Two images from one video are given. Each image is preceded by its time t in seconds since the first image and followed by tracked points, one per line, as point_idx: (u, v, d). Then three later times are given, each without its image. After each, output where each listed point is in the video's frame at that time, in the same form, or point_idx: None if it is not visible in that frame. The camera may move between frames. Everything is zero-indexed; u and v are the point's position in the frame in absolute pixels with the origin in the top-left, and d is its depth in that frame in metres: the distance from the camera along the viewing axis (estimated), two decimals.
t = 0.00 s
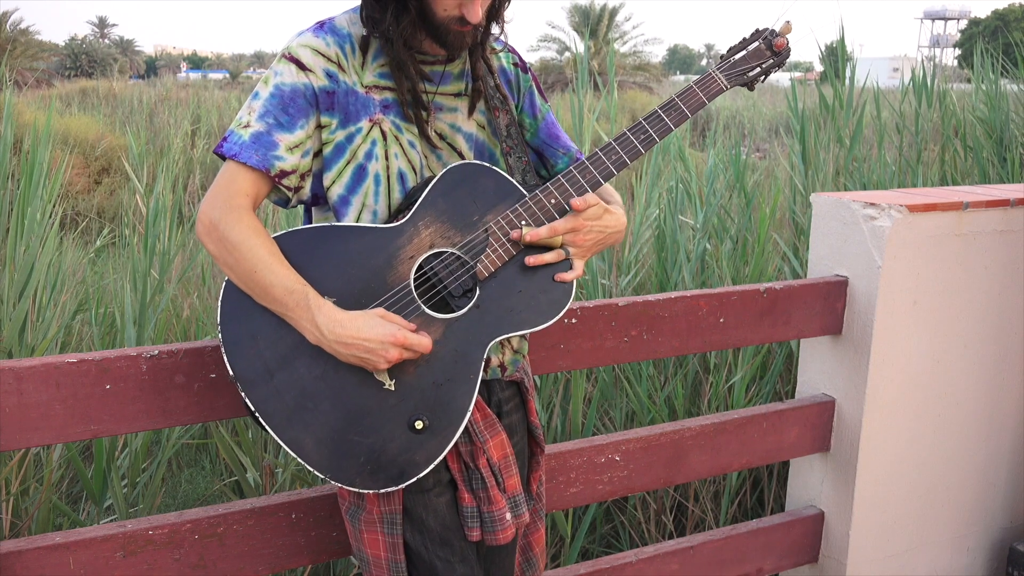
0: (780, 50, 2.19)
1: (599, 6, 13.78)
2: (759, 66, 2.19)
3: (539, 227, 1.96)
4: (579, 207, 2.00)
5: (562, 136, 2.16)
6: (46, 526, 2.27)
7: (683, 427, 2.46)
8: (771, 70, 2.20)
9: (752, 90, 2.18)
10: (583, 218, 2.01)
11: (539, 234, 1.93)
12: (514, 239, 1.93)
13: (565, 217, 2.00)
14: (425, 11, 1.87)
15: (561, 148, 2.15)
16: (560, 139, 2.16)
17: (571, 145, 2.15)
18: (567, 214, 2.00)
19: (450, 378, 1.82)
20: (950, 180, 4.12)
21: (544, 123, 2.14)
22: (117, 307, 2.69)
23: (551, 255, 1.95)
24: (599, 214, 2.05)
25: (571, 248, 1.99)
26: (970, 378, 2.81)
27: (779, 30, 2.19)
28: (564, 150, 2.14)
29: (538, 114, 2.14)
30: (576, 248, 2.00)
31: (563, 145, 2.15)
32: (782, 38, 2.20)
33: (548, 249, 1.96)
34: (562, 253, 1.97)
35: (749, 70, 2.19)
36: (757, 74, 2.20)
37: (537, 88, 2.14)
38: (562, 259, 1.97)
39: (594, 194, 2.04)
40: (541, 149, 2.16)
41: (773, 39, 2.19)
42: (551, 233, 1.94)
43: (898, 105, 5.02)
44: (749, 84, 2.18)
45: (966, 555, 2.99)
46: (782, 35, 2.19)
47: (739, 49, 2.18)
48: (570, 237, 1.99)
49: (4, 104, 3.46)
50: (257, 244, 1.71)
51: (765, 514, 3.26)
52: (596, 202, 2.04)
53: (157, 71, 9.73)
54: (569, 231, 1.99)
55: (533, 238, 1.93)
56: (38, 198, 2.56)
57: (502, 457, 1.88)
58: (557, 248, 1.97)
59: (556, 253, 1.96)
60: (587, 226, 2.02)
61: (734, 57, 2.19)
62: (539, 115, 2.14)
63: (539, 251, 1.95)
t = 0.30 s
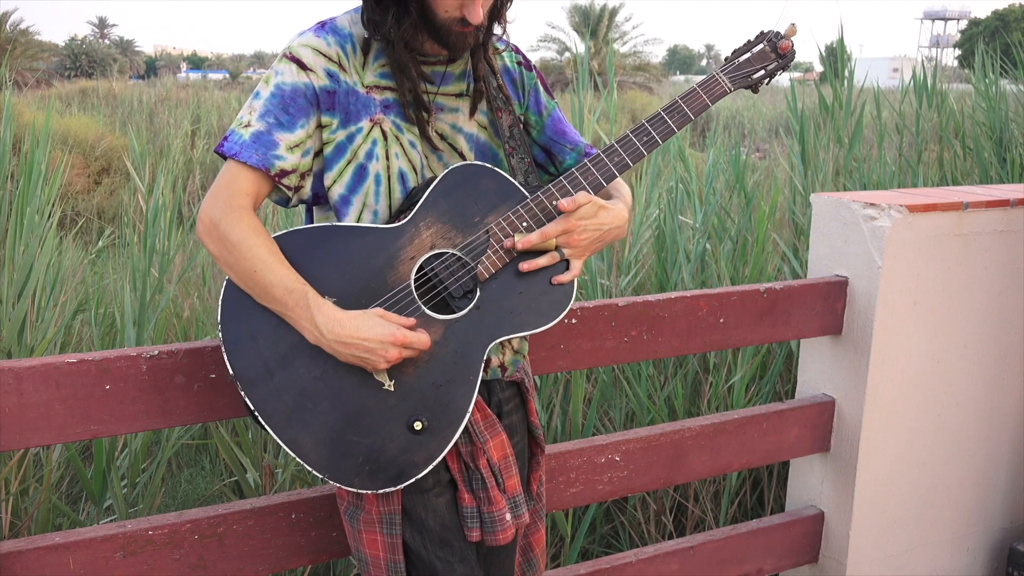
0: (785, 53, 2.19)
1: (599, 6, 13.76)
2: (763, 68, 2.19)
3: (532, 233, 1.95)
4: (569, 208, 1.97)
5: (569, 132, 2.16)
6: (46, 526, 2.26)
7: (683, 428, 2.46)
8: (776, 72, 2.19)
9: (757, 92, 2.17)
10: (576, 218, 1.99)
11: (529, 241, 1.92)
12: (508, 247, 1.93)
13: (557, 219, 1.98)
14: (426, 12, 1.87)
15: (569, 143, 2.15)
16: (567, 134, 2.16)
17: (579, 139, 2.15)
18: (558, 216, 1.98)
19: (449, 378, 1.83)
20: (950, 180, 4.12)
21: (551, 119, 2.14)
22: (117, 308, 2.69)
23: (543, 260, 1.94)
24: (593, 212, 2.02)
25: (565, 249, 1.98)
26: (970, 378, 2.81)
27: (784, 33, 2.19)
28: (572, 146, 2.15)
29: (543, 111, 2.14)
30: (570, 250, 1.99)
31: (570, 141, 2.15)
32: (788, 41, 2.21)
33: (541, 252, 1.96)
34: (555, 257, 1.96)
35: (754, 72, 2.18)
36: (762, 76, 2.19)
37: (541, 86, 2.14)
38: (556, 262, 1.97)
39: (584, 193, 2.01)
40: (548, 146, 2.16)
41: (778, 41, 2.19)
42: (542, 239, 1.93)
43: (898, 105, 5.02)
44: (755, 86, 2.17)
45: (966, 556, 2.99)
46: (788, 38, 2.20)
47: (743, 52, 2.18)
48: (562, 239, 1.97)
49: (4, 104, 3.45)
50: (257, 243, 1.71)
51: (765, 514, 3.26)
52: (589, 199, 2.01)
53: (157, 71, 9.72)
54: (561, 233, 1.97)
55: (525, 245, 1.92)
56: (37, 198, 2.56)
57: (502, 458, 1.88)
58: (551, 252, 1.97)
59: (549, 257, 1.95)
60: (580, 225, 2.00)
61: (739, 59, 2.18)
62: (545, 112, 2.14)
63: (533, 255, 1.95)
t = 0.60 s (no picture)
0: (785, 54, 2.19)
1: (599, 6, 13.74)
2: (764, 70, 2.19)
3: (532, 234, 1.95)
4: (565, 211, 1.97)
5: (571, 131, 2.16)
6: (46, 526, 2.26)
7: (683, 428, 2.46)
8: (777, 74, 2.19)
9: (758, 93, 2.16)
10: (573, 220, 1.99)
11: (527, 244, 1.92)
12: (507, 251, 1.93)
13: (554, 222, 1.98)
14: (427, 13, 1.86)
15: (570, 142, 2.15)
16: (569, 134, 2.16)
17: (581, 139, 2.15)
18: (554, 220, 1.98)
19: (450, 379, 1.83)
20: (950, 180, 4.12)
21: (551, 119, 2.14)
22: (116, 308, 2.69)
23: (542, 262, 1.94)
24: (590, 213, 2.02)
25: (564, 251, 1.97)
26: (970, 378, 2.81)
27: (785, 35, 2.20)
28: (573, 146, 2.15)
29: (544, 111, 2.14)
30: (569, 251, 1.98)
31: (572, 140, 2.15)
32: (788, 42, 2.21)
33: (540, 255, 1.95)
34: (554, 259, 1.95)
35: (755, 74, 2.18)
36: (763, 78, 2.19)
37: (542, 85, 2.14)
38: (555, 264, 1.96)
39: (580, 195, 2.01)
40: (549, 145, 2.16)
41: (778, 43, 2.20)
42: (541, 242, 1.93)
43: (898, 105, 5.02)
44: (756, 87, 2.16)
45: (966, 556, 2.99)
46: (788, 40, 2.20)
47: (744, 53, 2.18)
48: (561, 241, 1.97)
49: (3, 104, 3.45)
50: (258, 244, 1.71)
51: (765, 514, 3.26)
52: (585, 200, 2.01)
53: (156, 72, 9.71)
54: (558, 236, 1.96)
55: (524, 249, 1.92)
56: (37, 198, 2.55)
57: (502, 458, 1.88)
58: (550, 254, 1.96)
59: (548, 259, 1.95)
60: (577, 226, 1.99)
61: (740, 61, 2.18)
62: (546, 111, 2.14)
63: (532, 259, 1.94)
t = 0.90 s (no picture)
0: (783, 54, 2.19)
1: (599, 6, 13.69)
2: (762, 70, 2.19)
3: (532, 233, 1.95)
4: (566, 209, 1.98)
5: (569, 133, 2.16)
6: (46, 527, 2.26)
7: (683, 428, 2.46)
8: (774, 74, 2.19)
9: (757, 93, 2.16)
10: (575, 218, 1.99)
11: (529, 240, 1.91)
12: (508, 247, 1.93)
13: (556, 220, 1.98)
14: (426, 14, 1.86)
15: (568, 144, 2.15)
16: (567, 136, 2.16)
17: (579, 141, 2.15)
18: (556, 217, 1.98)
19: (450, 379, 1.84)
20: (951, 180, 4.12)
21: (551, 121, 2.14)
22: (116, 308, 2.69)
23: (543, 259, 1.94)
24: (592, 212, 2.02)
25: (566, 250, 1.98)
26: (970, 379, 2.81)
27: (782, 35, 2.20)
28: (572, 147, 2.14)
29: (543, 112, 2.14)
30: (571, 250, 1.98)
31: (570, 142, 2.15)
32: (785, 42, 2.20)
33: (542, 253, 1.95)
34: (554, 257, 1.96)
35: (753, 73, 2.18)
36: (761, 77, 2.19)
37: (542, 87, 2.14)
38: (555, 262, 1.96)
39: (582, 194, 2.01)
40: (547, 147, 2.16)
41: (776, 43, 2.20)
42: (542, 238, 1.93)
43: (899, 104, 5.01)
44: (754, 87, 2.16)
45: (967, 556, 2.99)
46: (786, 40, 2.20)
47: (742, 53, 2.18)
48: (562, 239, 1.97)
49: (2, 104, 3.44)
50: (255, 245, 1.72)
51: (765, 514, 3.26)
52: (587, 199, 2.02)
53: (155, 72, 9.69)
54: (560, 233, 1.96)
55: (525, 245, 1.92)
56: (36, 199, 2.55)
57: (502, 458, 1.89)
58: (552, 253, 1.96)
59: (548, 257, 1.95)
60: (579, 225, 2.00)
61: (738, 61, 2.18)
62: (545, 113, 2.14)
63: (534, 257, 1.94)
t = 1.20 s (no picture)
0: (788, 49, 2.15)
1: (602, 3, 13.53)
2: (766, 65, 2.15)
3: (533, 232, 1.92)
4: (566, 208, 1.94)
5: (570, 130, 2.12)
6: (36, 532, 2.22)
7: (687, 431, 2.42)
8: (778, 70, 2.16)
9: (760, 90, 2.14)
10: (575, 218, 1.96)
11: (529, 240, 1.88)
12: (508, 247, 1.90)
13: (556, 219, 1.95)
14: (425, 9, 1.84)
15: (569, 141, 2.12)
16: (568, 132, 2.12)
17: (580, 138, 2.12)
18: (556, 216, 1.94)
19: (449, 381, 1.81)
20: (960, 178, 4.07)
21: (551, 117, 2.11)
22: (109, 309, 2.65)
23: (543, 259, 1.90)
24: (592, 211, 1.99)
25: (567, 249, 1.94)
26: (978, 381, 2.78)
27: (787, 30, 2.15)
28: (573, 144, 2.11)
29: (543, 109, 2.11)
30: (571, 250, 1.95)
31: (571, 138, 2.11)
32: (790, 37, 2.16)
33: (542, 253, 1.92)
34: (554, 257, 1.93)
35: (756, 69, 2.15)
36: (765, 73, 2.16)
37: (542, 83, 2.11)
38: (555, 262, 1.93)
39: (582, 193, 1.98)
40: (548, 144, 2.13)
41: (780, 38, 2.15)
42: (542, 238, 1.90)
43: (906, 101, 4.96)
44: (757, 83, 2.13)
45: (975, 560, 2.95)
46: (791, 35, 2.15)
47: (745, 49, 2.14)
48: (562, 239, 1.94)
49: None
50: (251, 244, 1.69)
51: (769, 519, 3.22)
52: (587, 198, 1.98)
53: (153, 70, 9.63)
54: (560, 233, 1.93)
55: (525, 245, 1.89)
56: (28, 198, 2.51)
57: (502, 461, 1.85)
58: (552, 253, 1.93)
59: (548, 256, 1.92)
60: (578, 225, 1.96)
61: (740, 56, 2.15)
62: (545, 109, 2.11)
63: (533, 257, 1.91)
